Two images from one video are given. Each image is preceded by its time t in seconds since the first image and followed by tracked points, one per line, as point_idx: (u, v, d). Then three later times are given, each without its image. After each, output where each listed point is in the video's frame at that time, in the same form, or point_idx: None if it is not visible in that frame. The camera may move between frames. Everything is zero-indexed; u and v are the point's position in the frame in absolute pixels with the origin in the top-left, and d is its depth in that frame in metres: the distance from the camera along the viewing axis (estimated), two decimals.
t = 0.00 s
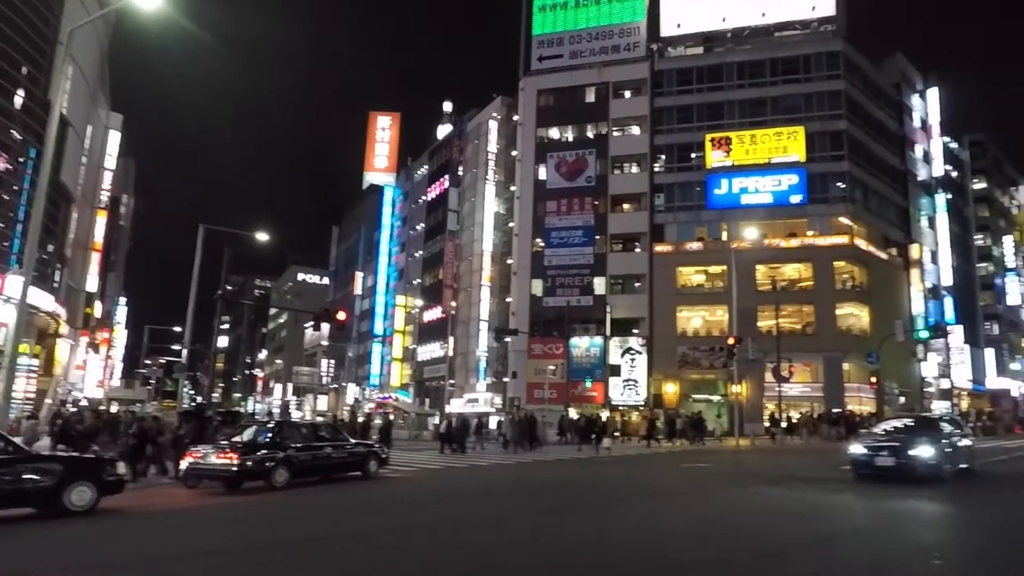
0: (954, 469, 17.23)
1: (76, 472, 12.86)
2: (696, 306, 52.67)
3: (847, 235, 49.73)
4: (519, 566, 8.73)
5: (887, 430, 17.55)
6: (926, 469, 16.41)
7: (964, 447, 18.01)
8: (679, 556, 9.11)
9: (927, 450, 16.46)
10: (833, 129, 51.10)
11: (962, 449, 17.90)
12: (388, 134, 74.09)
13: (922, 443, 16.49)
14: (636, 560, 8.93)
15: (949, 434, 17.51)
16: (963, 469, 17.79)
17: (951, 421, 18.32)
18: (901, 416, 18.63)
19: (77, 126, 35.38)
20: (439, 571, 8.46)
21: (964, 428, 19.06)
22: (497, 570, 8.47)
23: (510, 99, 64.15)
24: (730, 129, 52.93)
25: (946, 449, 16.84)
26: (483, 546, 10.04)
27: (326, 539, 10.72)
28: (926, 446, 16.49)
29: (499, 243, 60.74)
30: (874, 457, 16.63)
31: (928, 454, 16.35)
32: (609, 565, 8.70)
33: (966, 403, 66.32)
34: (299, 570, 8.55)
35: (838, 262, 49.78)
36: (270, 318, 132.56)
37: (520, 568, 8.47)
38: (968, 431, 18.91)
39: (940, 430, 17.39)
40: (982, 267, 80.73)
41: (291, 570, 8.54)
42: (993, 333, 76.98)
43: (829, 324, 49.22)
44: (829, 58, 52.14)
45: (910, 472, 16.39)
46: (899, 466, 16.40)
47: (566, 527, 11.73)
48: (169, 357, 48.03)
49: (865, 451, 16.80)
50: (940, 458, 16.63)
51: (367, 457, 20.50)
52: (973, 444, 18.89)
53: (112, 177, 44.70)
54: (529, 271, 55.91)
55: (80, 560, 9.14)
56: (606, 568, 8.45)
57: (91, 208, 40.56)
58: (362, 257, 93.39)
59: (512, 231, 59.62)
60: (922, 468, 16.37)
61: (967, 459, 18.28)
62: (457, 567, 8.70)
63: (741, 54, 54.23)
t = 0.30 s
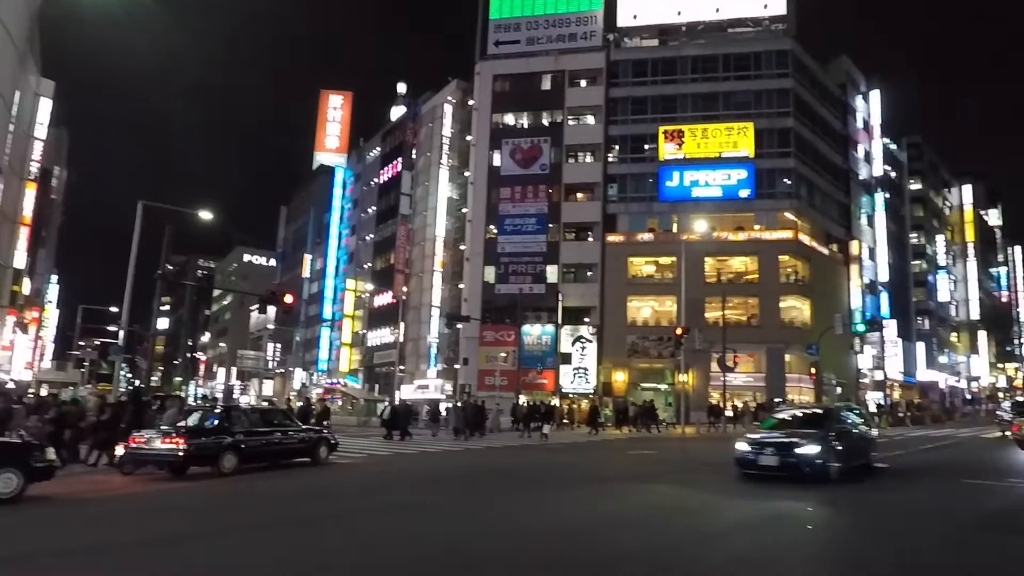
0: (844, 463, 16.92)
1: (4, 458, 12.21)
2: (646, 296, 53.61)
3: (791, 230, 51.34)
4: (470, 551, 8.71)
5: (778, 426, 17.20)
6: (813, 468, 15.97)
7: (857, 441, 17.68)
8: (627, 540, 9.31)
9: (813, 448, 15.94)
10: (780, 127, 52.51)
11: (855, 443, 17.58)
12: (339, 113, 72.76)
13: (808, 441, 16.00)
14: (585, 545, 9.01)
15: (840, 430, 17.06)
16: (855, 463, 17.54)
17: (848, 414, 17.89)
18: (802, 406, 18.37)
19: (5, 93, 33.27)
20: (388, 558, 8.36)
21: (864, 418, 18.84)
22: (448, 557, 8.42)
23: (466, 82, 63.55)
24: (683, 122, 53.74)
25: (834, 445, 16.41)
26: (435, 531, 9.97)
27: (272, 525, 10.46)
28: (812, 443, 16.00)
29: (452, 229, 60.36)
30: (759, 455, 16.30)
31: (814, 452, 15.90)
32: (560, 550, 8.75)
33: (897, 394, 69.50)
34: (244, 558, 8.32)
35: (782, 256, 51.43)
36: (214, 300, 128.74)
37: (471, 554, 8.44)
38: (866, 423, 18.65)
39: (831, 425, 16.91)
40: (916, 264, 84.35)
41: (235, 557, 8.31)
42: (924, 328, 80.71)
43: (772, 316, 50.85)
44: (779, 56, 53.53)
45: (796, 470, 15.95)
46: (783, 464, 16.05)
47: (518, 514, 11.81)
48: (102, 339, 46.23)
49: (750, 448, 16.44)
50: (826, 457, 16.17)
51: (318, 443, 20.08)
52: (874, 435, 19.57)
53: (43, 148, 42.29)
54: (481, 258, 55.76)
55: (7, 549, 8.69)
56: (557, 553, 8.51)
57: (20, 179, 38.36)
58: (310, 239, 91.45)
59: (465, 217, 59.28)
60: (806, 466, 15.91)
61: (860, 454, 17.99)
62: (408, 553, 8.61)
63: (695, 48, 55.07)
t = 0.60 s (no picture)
0: (753, 467, 14.69)
1: None
2: (618, 288, 54.02)
3: (760, 225, 52.15)
4: (440, 543, 8.71)
5: (681, 422, 14.93)
6: (709, 472, 13.61)
7: (772, 442, 15.47)
8: (599, 532, 9.44)
9: (710, 448, 13.66)
10: (752, 122, 53.16)
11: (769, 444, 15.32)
12: (311, 95, 71.76)
13: (704, 439, 13.72)
14: (556, 537, 9.07)
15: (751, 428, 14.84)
16: (765, 469, 15.26)
17: (762, 408, 15.68)
18: (720, 401, 16.12)
19: None
20: (357, 550, 8.30)
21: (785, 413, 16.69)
22: (418, 549, 8.40)
23: (440, 67, 62.96)
24: (656, 115, 54.07)
25: (735, 447, 14.05)
26: (405, 523, 9.94)
27: (240, 514, 10.32)
28: (709, 442, 13.71)
29: (423, 216, 59.98)
30: (648, 455, 14.00)
31: (711, 453, 13.60)
32: (530, 543, 8.79)
33: (858, 388, 71.27)
34: (211, 548, 8.20)
35: (750, 251, 52.26)
36: (178, 283, 125.93)
37: (441, 548, 8.44)
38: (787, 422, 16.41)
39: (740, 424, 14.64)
40: (879, 261, 86.24)
41: (202, 548, 8.21)
42: (884, 323, 82.74)
43: (739, 309, 51.75)
44: (752, 52, 54.04)
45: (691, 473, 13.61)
46: (674, 466, 13.74)
47: (492, 503, 11.86)
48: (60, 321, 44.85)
49: (641, 446, 14.16)
50: (726, 458, 13.87)
51: (289, 430, 19.73)
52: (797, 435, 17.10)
53: None
54: (453, 246, 55.45)
55: None
56: (526, 547, 8.55)
57: None
58: (279, 222, 89.96)
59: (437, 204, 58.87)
60: (703, 469, 13.58)
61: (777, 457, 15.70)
62: (377, 546, 8.56)
63: (669, 41, 55.25)
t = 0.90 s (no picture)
0: (635, 477, 12.17)
1: None
2: (584, 286, 54.43)
3: (724, 225, 53.06)
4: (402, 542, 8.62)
5: (554, 424, 12.32)
6: (569, 488, 10.99)
7: (664, 446, 12.98)
8: (563, 529, 9.58)
9: (571, 458, 11.01)
10: (716, 123, 53.96)
11: (658, 449, 12.80)
12: (274, 87, 70.56)
13: (564, 448, 11.07)
14: (518, 534, 9.18)
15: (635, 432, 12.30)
16: (655, 479, 12.76)
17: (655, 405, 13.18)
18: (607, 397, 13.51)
19: None
20: (318, 550, 8.17)
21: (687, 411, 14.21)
22: (380, 548, 8.30)
23: (407, 62, 62.46)
24: (623, 114, 54.52)
25: (606, 456, 11.44)
26: (367, 522, 9.82)
27: (200, 514, 10.10)
28: (570, 451, 11.06)
29: (389, 212, 59.50)
30: (498, 466, 11.32)
31: (571, 464, 10.96)
32: (496, 541, 8.85)
33: (818, 385, 72.93)
34: (172, 549, 8.03)
35: (714, 250, 53.14)
36: (135, 278, 122.46)
37: (403, 547, 8.36)
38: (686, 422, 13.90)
39: (619, 427, 12.08)
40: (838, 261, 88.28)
41: (159, 549, 8.01)
42: (843, 322, 84.92)
43: (703, 308, 52.59)
44: (717, 54, 54.78)
45: (548, 490, 10.97)
46: (525, 481, 11.09)
47: (457, 501, 11.88)
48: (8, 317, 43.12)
49: (492, 455, 11.45)
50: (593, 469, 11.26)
51: (253, 429, 19.27)
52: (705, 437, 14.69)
53: None
54: (420, 243, 55.01)
55: None
56: (490, 545, 8.52)
57: None
58: (241, 216, 88.25)
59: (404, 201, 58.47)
60: (562, 485, 10.94)
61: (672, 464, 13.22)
62: (338, 545, 8.43)
63: (636, 41, 55.67)
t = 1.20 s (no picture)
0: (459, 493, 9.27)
1: None
2: (544, 279, 54.64)
3: (681, 220, 53.87)
4: (363, 535, 8.42)
5: (361, 426, 9.35)
6: (346, 514, 7.92)
7: (505, 454, 10.19)
8: (527, 521, 9.62)
9: (353, 474, 7.96)
10: (675, 119, 54.62)
11: (495, 457, 9.96)
12: (227, 72, 68.29)
13: (343, 460, 8.02)
14: (482, 526, 9.19)
15: (462, 434, 9.48)
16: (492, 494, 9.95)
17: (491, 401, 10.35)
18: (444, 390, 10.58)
19: None
20: (274, 547, 7.92)
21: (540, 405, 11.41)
22: (338, 545, 8.07)
23: (366, 50, 61.48)
24: (583, 108, 54.79)
25: (409, 470, 8.46)
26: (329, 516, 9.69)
27: (155, 512, 9.78)
28: (350, 464, 8.01)
29: (348, 203, 58.65)
30: (263, 483, 8.23)
31: (348, 481, 7.92)
32: (461, 534, 8.85)
33: (770, 378, 74.83)
34: (128, 547, 7.77)
35: (672, 245, 53.96)
36: (79, 267, 117.77)
37: (366, 542, 8.18)
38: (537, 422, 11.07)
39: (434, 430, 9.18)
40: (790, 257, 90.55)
41: (109, 548, 7.66)
42: (795, 316, 87.28)
43: (661, 302, 53.38)
44: (676, 51, 55.45)
45: (328, 516, 7.92)
46: (292, 505, 8.01)
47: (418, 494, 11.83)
48: None
49: (259, 467, 8.37)
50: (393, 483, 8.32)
51: (208, 423, 18.69)
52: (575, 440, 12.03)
53: None
54: (378, 234, 54.28)
55: None
56: (454, 539, 8.40)
57: None
58: (192, 204, 85.74)
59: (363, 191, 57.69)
60: (344, 508, 7.92)
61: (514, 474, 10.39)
62: (302, 541, 8.23)
63: (597, 36, 55.89)
